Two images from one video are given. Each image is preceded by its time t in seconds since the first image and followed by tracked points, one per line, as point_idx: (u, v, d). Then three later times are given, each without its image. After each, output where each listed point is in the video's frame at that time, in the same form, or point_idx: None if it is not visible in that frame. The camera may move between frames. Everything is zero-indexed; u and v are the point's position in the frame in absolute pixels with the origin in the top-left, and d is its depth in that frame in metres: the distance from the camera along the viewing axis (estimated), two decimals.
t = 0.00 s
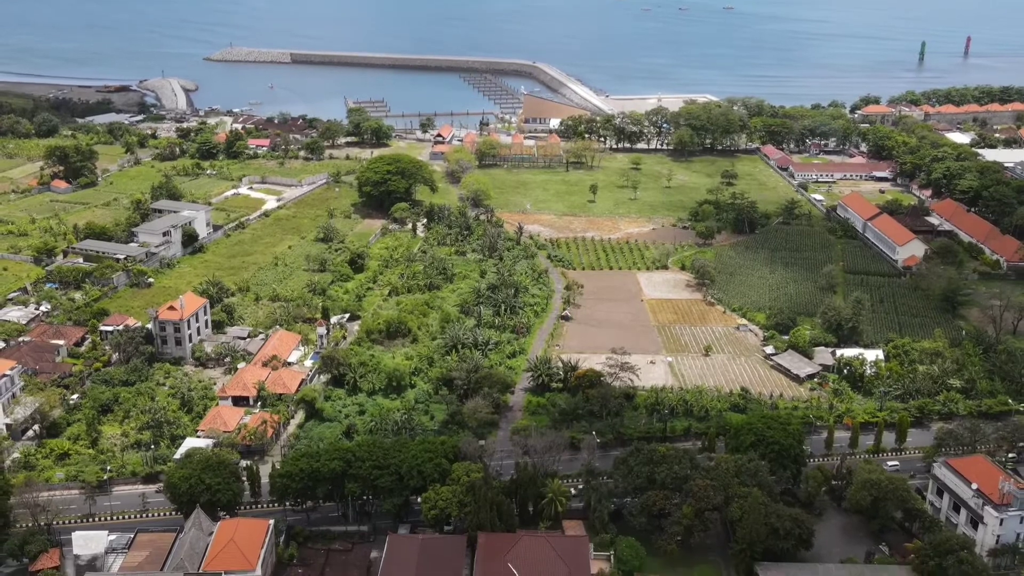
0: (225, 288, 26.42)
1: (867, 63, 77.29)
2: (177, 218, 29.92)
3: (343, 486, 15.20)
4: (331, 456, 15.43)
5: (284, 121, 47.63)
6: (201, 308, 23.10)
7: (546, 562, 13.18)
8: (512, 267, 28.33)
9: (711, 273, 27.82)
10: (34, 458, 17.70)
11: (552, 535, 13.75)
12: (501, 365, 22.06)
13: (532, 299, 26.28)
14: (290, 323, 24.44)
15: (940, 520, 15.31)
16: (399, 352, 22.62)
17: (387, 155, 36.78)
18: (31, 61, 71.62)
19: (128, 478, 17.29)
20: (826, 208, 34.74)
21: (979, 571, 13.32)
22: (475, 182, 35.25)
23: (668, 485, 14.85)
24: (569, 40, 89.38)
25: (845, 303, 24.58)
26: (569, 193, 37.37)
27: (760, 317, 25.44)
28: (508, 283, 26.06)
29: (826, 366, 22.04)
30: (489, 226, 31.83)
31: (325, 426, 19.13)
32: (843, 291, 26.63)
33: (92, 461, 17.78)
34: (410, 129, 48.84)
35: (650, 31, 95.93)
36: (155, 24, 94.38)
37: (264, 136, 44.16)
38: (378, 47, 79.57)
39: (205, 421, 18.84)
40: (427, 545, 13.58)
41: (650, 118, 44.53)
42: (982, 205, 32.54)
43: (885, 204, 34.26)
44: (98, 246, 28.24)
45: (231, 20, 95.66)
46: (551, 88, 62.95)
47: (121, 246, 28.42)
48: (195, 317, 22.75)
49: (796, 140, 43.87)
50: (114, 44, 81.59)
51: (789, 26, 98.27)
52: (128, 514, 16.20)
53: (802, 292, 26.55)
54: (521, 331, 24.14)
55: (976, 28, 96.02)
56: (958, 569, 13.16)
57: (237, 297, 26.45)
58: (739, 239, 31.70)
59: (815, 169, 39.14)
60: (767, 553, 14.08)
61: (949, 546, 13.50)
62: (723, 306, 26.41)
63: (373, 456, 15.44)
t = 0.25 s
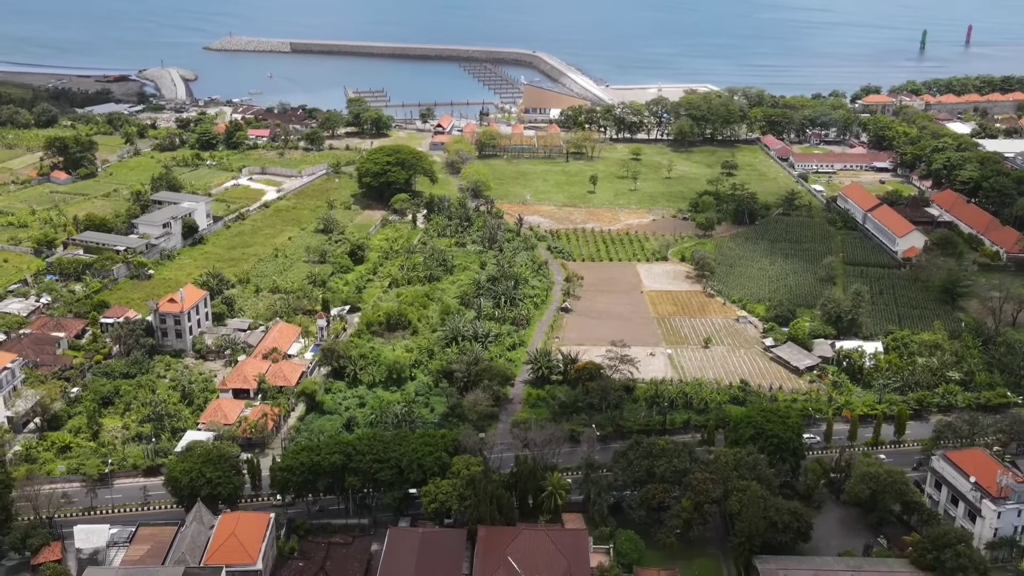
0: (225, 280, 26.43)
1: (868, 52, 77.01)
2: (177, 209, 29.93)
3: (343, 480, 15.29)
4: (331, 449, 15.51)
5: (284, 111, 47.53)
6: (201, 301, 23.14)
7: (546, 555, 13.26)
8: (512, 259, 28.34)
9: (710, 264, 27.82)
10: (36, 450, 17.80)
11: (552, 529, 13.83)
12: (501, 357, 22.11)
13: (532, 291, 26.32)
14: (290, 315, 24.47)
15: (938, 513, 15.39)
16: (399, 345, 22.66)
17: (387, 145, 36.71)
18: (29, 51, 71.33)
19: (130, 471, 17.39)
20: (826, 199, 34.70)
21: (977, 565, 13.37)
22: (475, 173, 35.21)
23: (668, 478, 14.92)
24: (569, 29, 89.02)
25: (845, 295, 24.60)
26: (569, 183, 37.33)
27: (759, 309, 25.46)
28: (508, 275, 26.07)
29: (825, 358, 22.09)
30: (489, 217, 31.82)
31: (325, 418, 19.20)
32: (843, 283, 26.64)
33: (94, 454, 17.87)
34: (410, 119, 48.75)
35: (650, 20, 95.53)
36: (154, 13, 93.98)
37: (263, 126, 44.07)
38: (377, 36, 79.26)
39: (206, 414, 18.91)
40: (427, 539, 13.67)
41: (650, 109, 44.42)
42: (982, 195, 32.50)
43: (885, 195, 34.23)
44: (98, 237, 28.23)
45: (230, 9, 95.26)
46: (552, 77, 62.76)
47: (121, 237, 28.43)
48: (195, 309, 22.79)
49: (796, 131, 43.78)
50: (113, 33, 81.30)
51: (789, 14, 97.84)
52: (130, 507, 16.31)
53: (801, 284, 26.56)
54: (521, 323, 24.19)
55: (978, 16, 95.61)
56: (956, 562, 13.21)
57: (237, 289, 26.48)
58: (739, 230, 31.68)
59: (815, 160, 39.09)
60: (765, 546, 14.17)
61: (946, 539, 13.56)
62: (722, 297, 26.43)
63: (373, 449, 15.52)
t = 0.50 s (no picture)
0: (225, 272, 26.44)
1: (869, 42, 76.75)
2: (177, 202, 29.91)
3: (344, 474, 15.36)
4: (331, 443, 15.58)
5: (284, 102, 47.40)
6: (201, 294, 23.16)
7: (546, 548, 13.35)
8: (512, 251, 28.34)
9: (710, 257, 27.82)
10: (37, 444, 17.87)
11: (551, 523, 13.92)
12: (501, 351, 22.16)
13: (532, 283, 26.34)
14: (291, 308, 24.50)
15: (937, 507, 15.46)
16: (400, 338, 22.70)
17: (387, 137, 36.63)
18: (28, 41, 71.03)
19: (131, 465, 17.47)
20: (826, 190, 34.67)
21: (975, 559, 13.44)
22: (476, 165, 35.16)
23: (667, 472, 14.98)
24: (569, 19, 88.66)
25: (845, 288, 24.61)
26: (569, 175, 37.28)
27: (759, 302, 25.47)
28: (508, 267, 26.08)
29: (825, 351, 22.14)
30: (489, 209, 31.79)
31: (325, 412, 19.26)
32: (842, 276, 26.64)
33: (95, 448, 17.93)
34: (410, 110, 48.64)
35: (651, 9, 95.14)
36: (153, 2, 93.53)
37: (263, 117, 43.96)
38: (377, 26, 78.97)
39: (206, 408, 18.99)
40: (427, 533, 13.75)
41: (650, 100, 44.29)
42: (982, 187, 32.46)
43: (886, 186, 34.20)
44: (98, 230, 28.23)
45: None
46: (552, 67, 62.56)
47: (121, 230, 28.43)
48: (195, 303, 22.83)
49: (797, 122, 43.68)
50: (112, 22, 80.94)
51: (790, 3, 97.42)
52: (131, 501, 16.40)
53: (801, 276, 26.57)
54: (521, 316, 24.22)
55: (979, 6, 95.21)
56: (954, 555, 13.26)
57: (238, 281, 26.50)
58: (739, 222, 31.66)
59: (816, 151, 39.03)
60: (764, 540, 14.27)
61: (945, 533, 13.63)
62: (722, 290, 26.45)
63: (374, 444, 15.60)
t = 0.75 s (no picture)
0: (225, 268, 26.47)
1: (870, 34, 76.58)
2: (177, 197, 29.92)
3: (344, 471, 15.44)
4: (332, 441, 15.65)
5: (283, 95, 47.33)
6: (201, 290, 23.20)
7: (545, 546, 13.44)
8: (512, 247, 28.36)
9: (710, 252, 27.84)
10: (38, 441, 17.95)
11: (551, 521, 13.99)
12: (501, 347, 22.20)
13: (532, 279, 26.37)
14: (291, 303, 24.54)
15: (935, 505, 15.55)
16: (400, 334, 22.74)
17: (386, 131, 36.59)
18: (27, 33, 70.80)
19: (132, 461, 17.55)
20: (826, 185, 34.66)
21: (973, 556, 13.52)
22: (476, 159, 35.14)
23: (667, 469, 15.06)
24: (570, 11, 88.39)
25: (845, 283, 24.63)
26: (569, 169, 37.26)
27: (759, 297, 25.50)
28: (508, 263, 26.10)
29: (824, 346, 22.19)
30: (489, 204, 31.79)
31: (326, 408, 19.33)
32: (842, 271, 26.65)
33: (96, 445, 18.01)
34: (409, 103, 48.56)
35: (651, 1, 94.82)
36: None
37: (263, 111, 43.89)
38: (376, 18, 78.74)
39: (207, 405, 19.08)
40: (427, 531, 13.83)
41: (651, 93, 44.22)
42: (982, 181, 32.45)
43: (886, 181, 34.20)
44: (98, 225, 28.25)
45: None
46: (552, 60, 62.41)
47: (121, 225, 28.45)
48: (196, 298, 22.87)
49: (797, 115, 43.63)
50: (111, 15, 80.67)
51: None
52: (133, 498, 16.49)
53: (801, 271, 26.60)
54: (521, 312, 24.27)
55: None
56: (952, 553, 13.35)
57: (238, 276, 26.53)
58: (739, 216, 31.66)
59: (816, 145, 39.00)
60: (763, 537, 14.36)
61: (942, 531, 13.72)
62: (722, 285, 26.48)
63: (374, 441, 15.67)
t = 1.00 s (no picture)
0: (225, 266, 26.49)
1: (870, 29, 76.49)
2: (178, 194, 29.92)
3: (345, 471, 15.50)
4: (332, 441, 15.71)
5: (283, 92, 47.30)
6: (201, 289, 23.24)
7: (545, 546, 13.50)
8: (512, 245, 28.38)
9: (710, 250, 27.88)
10: (40, 440, 18.00)
11: (551, 521, 14.04)
12: (500, 345, 22.24)
13: (531, 277, 26.39)
14: (291, 302, 24.58)
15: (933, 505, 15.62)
16: (400, 333, 22.77)
17: (386, 128, 36.57)
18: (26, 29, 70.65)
19: (133, 461, 17.62)
20: (826, 182, 34.67)
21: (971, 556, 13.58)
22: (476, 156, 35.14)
23: (666, 470, 15.11)
24: (569, 6, 88.24)
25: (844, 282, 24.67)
26: (569, 166, 37.26)
27: (758, 295, 25.54)
28: (507, 261, 26.12)
29: (824, 345, 22.25)
30: (489, 202, 31.80)
31: (326, 407, 19.38)
32: (842, 269, 26.67)
33: (97, 444, 18.06)
34: (409, 100, 48.53)
35: None
36: None
37: (263, 108, 43.88)
38: (376, 13, 78.62)
39: (207, 404, 19.14)
40: (427, 531, 13.89)
41: (650, 90, 44.19)
42: (981, 179, 32.44)
43: (885, 178, 34.21)
44: (98, 223, 28.27)
45: None
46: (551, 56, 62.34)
47: (121, 223, 28.45)
48: (196, 297, 22.91)
49: (797, 112, 43.62)
50: (111, 11, 80.51)
51: None
52: (134, 498, 16.55)
53: (800, 269, 26.64)
54: (521, 311, 24.30)
55: None
56: (950, 553, 13.42)
57: (238, 275, 26.55)
58: (739, 214, 31.69)
59: (816, 142, 39.00)
60: (762, 537, 14.42)
61: (941, 531, 13.78)
62: (722, 283, 26.51)
63: (374, 442, 15.73)
